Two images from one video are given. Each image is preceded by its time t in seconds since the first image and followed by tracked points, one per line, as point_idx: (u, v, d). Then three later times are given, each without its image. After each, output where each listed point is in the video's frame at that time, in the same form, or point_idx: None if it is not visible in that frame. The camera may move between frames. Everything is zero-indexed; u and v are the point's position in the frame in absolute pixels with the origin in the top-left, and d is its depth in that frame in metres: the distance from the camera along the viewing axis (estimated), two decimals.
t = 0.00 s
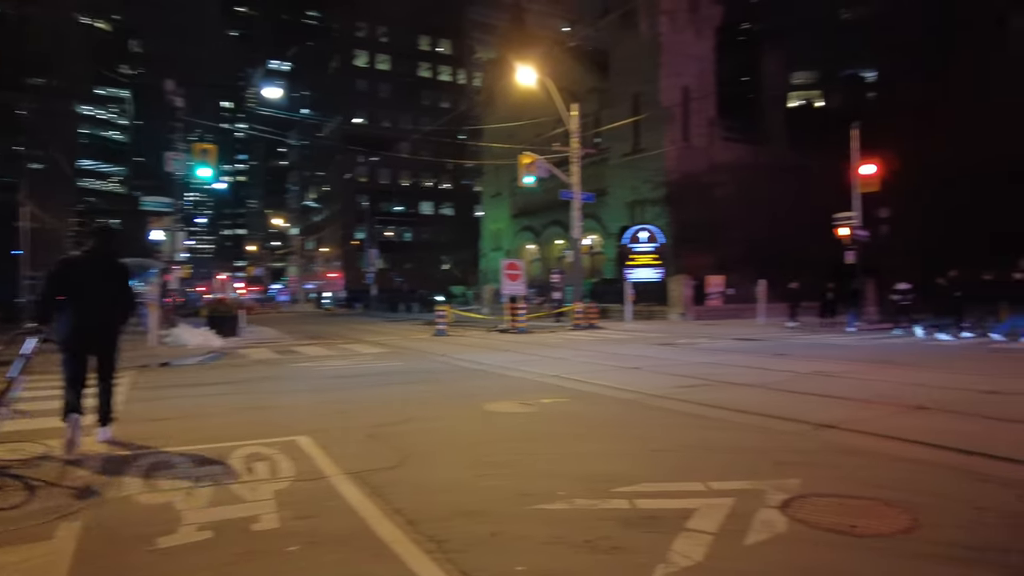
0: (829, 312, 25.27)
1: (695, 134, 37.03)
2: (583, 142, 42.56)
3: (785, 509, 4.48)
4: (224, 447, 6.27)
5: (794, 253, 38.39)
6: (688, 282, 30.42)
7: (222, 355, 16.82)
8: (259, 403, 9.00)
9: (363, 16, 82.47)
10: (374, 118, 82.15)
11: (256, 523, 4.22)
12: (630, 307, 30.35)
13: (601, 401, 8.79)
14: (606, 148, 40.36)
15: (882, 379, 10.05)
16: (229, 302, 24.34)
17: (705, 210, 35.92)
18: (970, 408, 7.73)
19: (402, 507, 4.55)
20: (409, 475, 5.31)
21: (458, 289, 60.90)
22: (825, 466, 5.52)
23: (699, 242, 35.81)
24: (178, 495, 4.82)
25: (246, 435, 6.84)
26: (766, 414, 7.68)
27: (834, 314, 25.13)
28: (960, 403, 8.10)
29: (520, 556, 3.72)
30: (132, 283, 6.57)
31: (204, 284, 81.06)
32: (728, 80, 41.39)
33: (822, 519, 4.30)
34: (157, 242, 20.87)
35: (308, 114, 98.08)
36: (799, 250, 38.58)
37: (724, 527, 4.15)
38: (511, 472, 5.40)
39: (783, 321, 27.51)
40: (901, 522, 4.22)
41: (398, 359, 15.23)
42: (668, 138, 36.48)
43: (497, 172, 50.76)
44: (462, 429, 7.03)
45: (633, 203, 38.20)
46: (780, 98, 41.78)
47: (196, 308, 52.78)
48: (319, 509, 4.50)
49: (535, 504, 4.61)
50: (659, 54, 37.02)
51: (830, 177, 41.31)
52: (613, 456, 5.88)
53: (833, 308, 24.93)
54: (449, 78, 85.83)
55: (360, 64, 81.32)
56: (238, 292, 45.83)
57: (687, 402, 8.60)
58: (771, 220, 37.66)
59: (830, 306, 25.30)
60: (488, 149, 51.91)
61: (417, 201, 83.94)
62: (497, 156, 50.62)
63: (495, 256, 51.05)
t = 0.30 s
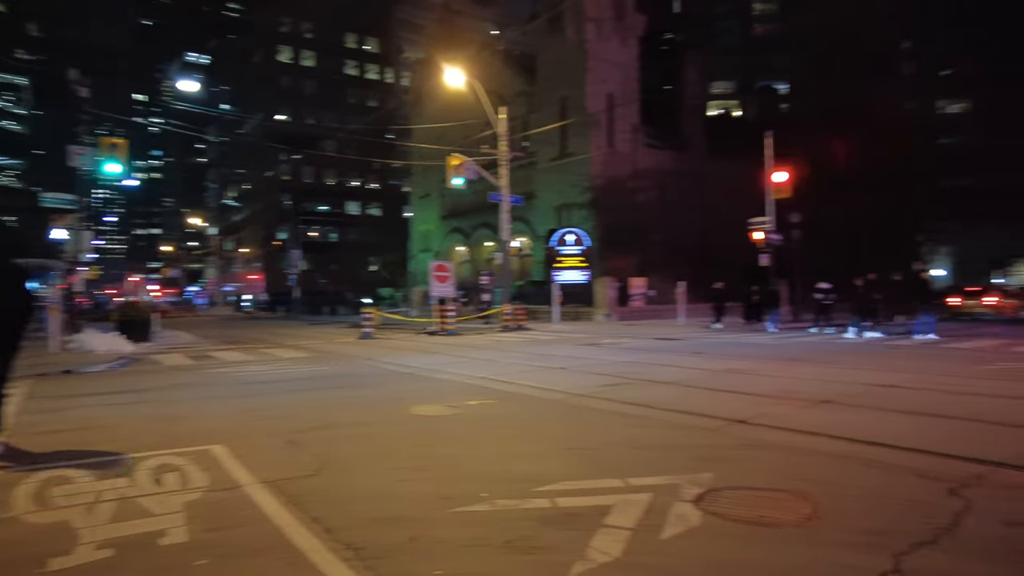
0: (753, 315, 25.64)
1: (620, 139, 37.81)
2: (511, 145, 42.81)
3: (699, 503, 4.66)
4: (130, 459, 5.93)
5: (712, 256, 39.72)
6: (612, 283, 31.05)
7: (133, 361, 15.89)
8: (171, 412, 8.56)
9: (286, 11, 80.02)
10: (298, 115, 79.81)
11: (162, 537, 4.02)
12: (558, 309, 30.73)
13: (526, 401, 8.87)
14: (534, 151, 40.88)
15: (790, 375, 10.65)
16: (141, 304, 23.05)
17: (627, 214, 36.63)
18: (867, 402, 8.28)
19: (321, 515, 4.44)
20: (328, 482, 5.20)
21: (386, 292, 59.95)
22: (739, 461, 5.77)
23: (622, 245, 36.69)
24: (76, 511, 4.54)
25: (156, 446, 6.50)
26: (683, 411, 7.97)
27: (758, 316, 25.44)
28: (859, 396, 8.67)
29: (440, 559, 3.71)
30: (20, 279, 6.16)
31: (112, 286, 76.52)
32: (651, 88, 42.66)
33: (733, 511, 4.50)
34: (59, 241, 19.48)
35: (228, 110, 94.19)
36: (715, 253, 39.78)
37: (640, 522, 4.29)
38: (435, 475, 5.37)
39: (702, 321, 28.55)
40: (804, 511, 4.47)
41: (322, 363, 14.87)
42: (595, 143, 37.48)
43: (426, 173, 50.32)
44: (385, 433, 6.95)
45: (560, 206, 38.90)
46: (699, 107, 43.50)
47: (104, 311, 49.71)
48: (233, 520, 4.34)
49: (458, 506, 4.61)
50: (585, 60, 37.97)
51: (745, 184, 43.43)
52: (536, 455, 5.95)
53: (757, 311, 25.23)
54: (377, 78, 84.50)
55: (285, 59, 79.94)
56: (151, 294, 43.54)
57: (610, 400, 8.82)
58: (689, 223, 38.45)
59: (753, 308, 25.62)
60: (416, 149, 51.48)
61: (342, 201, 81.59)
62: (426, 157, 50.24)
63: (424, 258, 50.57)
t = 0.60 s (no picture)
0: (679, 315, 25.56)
1: (549, 142, 38.64)
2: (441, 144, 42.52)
3: (621, 499, 4.78)
4: (23, 474, 5.50)
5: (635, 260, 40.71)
6: (542, 284, 31.34)
7: (30, 367, 14.75)
8: (72, 421, 8.02)
9: None
10: (218, 108, 76.43)
11: (59, 557, 3.76)
12: (488, 310, 30.74)
13: (454, 402, 8.83)
14: (464, 151, 40.81)
15: (707, 372, 11.10)
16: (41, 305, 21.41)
17: (555, 216, 37.00)
18: (780, 397, 8.72)
19: (238, 524, 4.28)
20: (245, 490, 5.02)
21: (311, 292, 58.43)
22: (660, 457, 5.95)
23: (550, 247, 36.89)
24: None
25: (54, 457, 6.06)
26: (607, 409, 8.18)
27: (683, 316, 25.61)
28: (773, 392, 9.10)
29: (362, 566, 3.64)
30: None
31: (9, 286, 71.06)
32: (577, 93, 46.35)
33: (654, 506, 4.64)
34: None
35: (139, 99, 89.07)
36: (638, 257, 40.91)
37: (566, 520, 4.35)
38: (359, 480, 5.27)
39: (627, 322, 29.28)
40: (719, 503, 4.66)
41: (241, 367, 14.27)
42: (523, 145, 37.85)
43: (353, 170, 49.28)
44: (309, 438, 6.77)
45: (490, 207, 39.06)
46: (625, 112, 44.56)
47: None
48: (140, 535, 4.09)
49: (381, 511, 4.54)
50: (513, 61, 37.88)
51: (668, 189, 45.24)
52: (463, 457, 5.94)
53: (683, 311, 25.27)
54: (302, 71, 82.02)
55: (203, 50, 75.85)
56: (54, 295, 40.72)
57: (536, 400, 8.91)
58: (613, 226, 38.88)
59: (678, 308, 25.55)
60: (342, 147, 50.60)
61: (266, 198, 79.89)
62: (353, 155, 49.41)
63: (350, 258, 49.60)
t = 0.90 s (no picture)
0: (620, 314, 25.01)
1: (489, 142, 38.50)
2: (378, 141, 41.39)
3: (558, 497, 4.84)
4: None
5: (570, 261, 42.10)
6: (481, 284, 31.34)
7: None
8: None
9: None
10: (144, 99, 72.95)
11: None
12: (427, 309, 30.45)
13: (391, 404, 8.73)
14: (403, 148, 39.58)
15: (642, 371, 11.37)
16: None
17: (494, 217, 38.12)
18: (711, 393, 9.03)
19: (162, 535, 4.10)
20: (168, 499, 4.81)
21: (242, 291, 56.47)
22: (596, 454, 6.05)
23: (490, 247, 37.75)
24: None
25: None
26: (545, 408, 8.27)
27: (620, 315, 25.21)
28: (705, 389, 9.41)
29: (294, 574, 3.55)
30: None
31: None
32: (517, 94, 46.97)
33: (590, 503, 4.71)
34: None
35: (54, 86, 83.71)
36: (577, 257, 42.54)
37: (502, 519, 4.37)
38: (291, 485, 5.14)
39: (565, 321, 29.57)
40: (652, 499, 4.79)
41: (165, 370, 13.61)
42: (463, 144, 37.18)
43: (287, 166, 47.78)
44: (243, 443, 6.57)
45: (429, 206, 37.97)
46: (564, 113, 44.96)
47: None
48: (53, 550, 3.86)
49: (316, 517, 4.44)
50: (452, 60, 37.60)
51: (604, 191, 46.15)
52: (400, 459, 5.88)
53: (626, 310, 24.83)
54: (234, 63, 79.19)
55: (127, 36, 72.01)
56: None
57: (475, 400, 8.91)
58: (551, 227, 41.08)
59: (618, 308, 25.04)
60: (276, 141, 49.16)
61: (194, 193, 75.13)
62: (287, 150, 48.05)
63: (283, 256, 48.19)
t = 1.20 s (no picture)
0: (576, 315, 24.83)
1: (437, 141, 38.18)
2: (324, 137, 40.58)
3: (505, 496, 4.86)
4: None
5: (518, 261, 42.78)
6: (431, 283, 31.08)
7: None
8: None
9: None
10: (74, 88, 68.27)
11: None
12: (374, 309, 30.08)
13: (338, 406, 8.58)
14: (349, 145, 38.87)
15: (588, 369, 11.54)
16: None
17: (444, 216, 37.95)
18: (655, 391, 9.22)
19: (90, 547, 3.92)
20: (99, 509, 4.60)
21: (181, 290, 54.53)
22: (544, 454, 6.09)
23: (439, 247, 37.67)
24: None
25: None
26: (493, 407, 8.29)
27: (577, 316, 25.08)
28: (650, 387, 9.61)
29: None
30: None
31: None
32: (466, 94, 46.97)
33: (536, 502, 4.75)
34: None
35: None
36: (524, 258, 43.24)
37: (449, 521, 4.35)
38: (232, 490, 5.00)
39: (514, 322, 29.63)
40: (598, 497, 4.85)
41: (96, 373, 13.01)
42: (411, 142, 36.80)
43: (229, 161, 46.41)
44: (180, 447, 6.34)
45: (377, 204, 37.46)
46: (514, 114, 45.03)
47: None
48: None
49: (256, 522, 4.33)
50: (401, 59, 37.15)
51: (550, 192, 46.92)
52: (346, 462, 5.78)
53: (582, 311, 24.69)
54: (174, 54, 76.11)
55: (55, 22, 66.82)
56: None
57: (423, 400, 8.84)
58: (501, 227, 41.68)
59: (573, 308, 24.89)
60: (217, 136, 47.57)
61: (130, 188, 72.03)
62: (229, 145, 46.57)
63: (224, 254, 46.75)
